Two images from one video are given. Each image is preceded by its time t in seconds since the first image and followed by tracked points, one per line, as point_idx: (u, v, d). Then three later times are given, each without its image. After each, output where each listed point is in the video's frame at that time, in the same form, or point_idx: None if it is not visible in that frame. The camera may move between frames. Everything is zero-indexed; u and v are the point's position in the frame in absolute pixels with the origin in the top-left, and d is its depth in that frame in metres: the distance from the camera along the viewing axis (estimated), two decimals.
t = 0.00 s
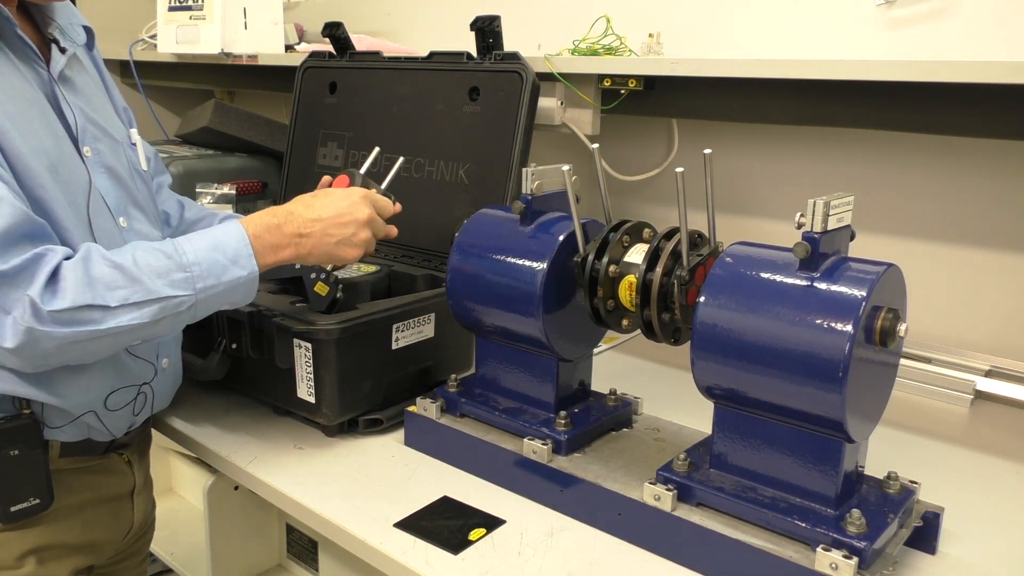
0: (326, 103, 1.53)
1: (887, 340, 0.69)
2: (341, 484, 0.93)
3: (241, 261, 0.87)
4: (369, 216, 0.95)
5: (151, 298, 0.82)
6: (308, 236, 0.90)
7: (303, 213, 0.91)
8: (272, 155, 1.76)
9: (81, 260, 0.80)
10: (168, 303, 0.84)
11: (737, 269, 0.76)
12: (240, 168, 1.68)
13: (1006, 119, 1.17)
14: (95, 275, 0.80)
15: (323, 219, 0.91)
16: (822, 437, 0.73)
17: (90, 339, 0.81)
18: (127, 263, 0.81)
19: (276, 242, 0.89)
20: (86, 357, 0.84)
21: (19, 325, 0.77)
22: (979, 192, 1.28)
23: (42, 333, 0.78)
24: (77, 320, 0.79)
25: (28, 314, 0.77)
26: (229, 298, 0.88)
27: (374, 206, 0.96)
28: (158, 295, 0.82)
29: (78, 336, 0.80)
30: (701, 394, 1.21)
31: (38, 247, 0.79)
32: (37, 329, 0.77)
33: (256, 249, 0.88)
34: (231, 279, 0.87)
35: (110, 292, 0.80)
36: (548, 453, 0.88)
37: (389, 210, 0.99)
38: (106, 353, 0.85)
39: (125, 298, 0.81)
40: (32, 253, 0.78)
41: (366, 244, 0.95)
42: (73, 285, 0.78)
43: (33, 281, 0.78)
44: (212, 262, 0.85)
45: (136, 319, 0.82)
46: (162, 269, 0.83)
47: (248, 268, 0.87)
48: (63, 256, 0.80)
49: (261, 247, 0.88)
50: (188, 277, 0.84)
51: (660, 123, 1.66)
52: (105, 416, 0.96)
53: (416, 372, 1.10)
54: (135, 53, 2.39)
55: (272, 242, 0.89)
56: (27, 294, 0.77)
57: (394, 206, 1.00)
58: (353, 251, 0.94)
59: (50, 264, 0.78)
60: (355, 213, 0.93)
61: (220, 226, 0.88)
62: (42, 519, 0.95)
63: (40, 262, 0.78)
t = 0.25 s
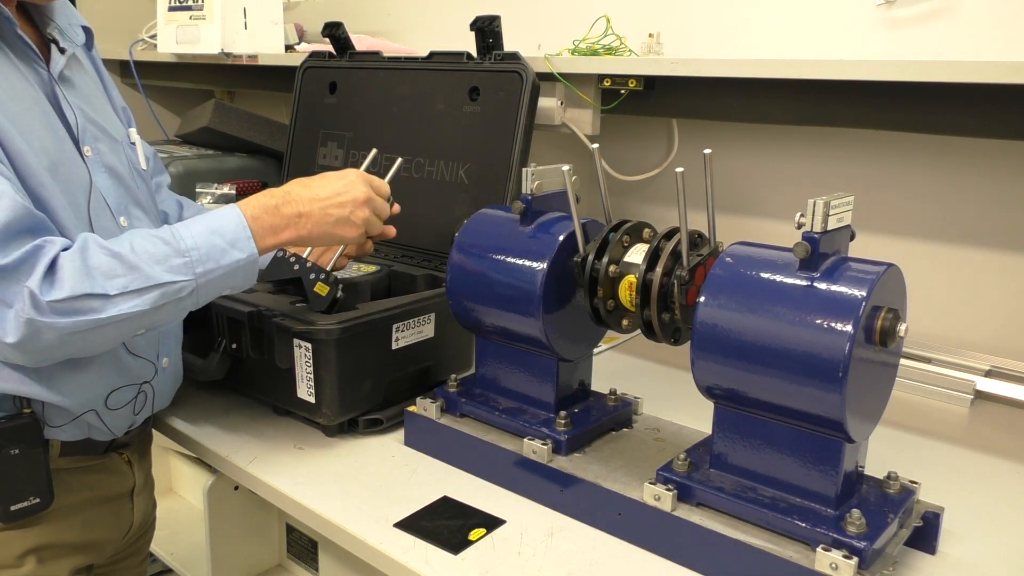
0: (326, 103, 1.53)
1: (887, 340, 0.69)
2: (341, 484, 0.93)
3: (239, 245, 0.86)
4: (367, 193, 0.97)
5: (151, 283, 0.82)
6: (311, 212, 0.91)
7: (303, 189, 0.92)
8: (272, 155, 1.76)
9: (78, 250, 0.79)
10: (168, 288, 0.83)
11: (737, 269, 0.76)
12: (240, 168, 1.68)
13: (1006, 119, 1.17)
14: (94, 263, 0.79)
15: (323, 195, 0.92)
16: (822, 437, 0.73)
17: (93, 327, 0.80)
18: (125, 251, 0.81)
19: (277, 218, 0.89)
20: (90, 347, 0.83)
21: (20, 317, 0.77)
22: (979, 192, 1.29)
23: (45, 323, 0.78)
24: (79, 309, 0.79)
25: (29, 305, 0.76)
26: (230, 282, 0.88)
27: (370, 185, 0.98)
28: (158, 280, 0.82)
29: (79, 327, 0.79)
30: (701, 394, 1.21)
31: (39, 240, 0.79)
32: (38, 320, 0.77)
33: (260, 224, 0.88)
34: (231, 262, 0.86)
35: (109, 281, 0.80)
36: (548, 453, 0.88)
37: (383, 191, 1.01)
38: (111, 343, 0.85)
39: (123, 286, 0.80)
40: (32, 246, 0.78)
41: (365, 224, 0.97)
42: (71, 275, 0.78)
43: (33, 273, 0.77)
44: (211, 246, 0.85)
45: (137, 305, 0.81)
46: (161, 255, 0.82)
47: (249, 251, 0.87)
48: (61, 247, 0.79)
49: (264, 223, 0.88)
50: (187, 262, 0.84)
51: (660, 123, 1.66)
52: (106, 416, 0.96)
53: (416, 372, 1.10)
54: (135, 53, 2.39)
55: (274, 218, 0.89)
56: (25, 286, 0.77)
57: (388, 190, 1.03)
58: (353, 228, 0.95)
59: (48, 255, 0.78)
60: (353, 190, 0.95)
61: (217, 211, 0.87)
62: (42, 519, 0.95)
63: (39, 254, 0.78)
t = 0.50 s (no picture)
0: (326, 103, 1.53)
1: (887, 340, 0.69)
2: (340, 484, 0.93)
3: (194, 298, 0.88)
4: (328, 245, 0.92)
5: (103, 332, 0.83)
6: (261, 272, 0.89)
7: (259, 249, 0.90)
8: (272, 155, 1.76)
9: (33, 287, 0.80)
10: (117, 336, 0.84)
11: (737, 269, 0.76)
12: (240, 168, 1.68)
13: (1006, 119, 1.17)
14: (47, 306, 0.80)
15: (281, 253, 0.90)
16: (822, 437, 0.73)
17: (36, 369, 0.81)
18: (80, 295, 0.82)
19: (229, 276, 0.89)
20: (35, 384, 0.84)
21: None
22: (979, 191, 1.29)
23: None
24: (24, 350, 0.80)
25: None
26: (178, 331, 0.89)
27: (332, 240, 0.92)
28: (110, 329, 0.83)
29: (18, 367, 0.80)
30: (701, 394, 1.21)
31: None
32: None
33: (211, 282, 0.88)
34: (184, 314, 0.87)
35: (59, 324, 0.81)
36: (548, 453, 0.88)
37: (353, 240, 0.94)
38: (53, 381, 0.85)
39: (72, 331, 0.81)
40: None
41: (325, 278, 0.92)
42: (24, 315, 0.78)
43: None
44: (166, 298, 0.86)
45: (84, 351, 0.83)
46: (116, 303, 0.83)
47: (200, 305, 0.88)
48: (17, 283, 0.79)
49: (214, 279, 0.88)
50: (140, 311, 0.85)
51: (660, 123, 1.66)
52: (104, 416, 0.96)
53: (416, 372, 1.10)
54: (135, 53, 2.39)
55: (226, 276, 0.89)
56: None
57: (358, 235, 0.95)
58: (307, 284, 0.91)
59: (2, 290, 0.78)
60: (312, 246, 0.91)
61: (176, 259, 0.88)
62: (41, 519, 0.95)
63: None
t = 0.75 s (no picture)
0: (326, 103, 1.53)
1: (887, 340, 0.69)
2: (340, 484, 0.93)
3: (216, 314, 0.91)
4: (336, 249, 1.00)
5: (131, 339, 0.86)
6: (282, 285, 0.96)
7: (276, 266, 0.96)
8: (272, 155, 1.76)
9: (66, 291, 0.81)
10: (142, 344, 0.87)
11: (737, 269, 0.76)
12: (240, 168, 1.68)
13: (1006, 120, 1.17)
14: (82, 310, 0.82)
15: (297, 265, 0.97)
16: (822, 437, 0.73)
17: (57, 371, 0.83)
18: (115, 303, 0.85)
19: (253, 295, 0.94)
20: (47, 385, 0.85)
21: None
22: (979, 192, 1.29)
23: (20, 361, 0.79)
24: (53, 350, 0.81)
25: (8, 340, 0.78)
26: (194, 344, 0.92)
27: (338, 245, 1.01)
28: (137, 337, 0.86)
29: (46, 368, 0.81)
30: (701, 394, 1.21)
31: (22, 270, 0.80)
32: (17, 356, 0.78)
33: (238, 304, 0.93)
34: (206, 329, 0.91)
35: (92, 329, 0.83)
36: (548, 453, 0.88)
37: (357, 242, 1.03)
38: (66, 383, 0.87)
39: (103, 336, 0.84)
40: (15, 276, 0.79)
41: (340, 281, 1.00)
42: (61, 318, 0.80)
43: (16, 307, 0.78)
44: (191, 311, 0.89)
45: (109, 356, 0.85)
46: (146, 314, 0.87)
47: (221, 320, 0.92)
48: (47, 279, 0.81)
49: (241, 298, 0.93)
50: (167, 322, 0.88)
51: (660, 123, 1.66)
52: (98, 417, 0.96)
53: (416, 372, 1.10)
54: (134, 53, 2.39)
55: (252, 295, 0.94)
56: (9, 318, 0.78)
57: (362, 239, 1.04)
58: (327, 288, 0.98)
59: (34, 288, 0.79)
60: (323, 252, 0.99)
61: (201, 275, 0.92)
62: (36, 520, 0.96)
63: (23, 285, 0.79)
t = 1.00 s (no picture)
0: (326, 103, 1.53)
1: (887, 340, 0.69)
2: (340, 484, 0.93)
3: (220, 308, 0.91)
4: (336, 243, 1.00)
5: (137, 335, 0.85)
6: (282, 278, 0.96)
7: (277, 260, 0.97)
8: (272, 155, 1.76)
9: (71, 288, 0.82)
10: (147, 340, 0.87)
11: (737, 269, 0.76)
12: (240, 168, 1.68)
13: (1006, 120, 1.17)
14: (88, 307, 0.82)
15: (297, 259, 0.97)
16: (822, 437, 0.73)
17: (64, 367, 0.83)
18: (119, 298, 0.85)
19: (254, 287, 0.94)
20: (54, 383, 0.85)
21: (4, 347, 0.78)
22: (979, 192, 1.28)
23: (28, 358, 0.79)
24: (60, 347, 0.81)
25: (15, 338, 0.78)
26: (198, 339, 0.92)
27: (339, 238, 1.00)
28: (143, 332, 0.86)
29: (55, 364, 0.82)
30: (701, 394, 1.21)
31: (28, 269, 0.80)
32: (25, 353, 0.79)
33: (239, 296, 0.93)
34: (210, 324, 0.91)
35: (99, 325, 0.83)
36: (548, 453, 0.88)
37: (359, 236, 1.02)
38: (72, 381, 0.87)
39: (109, 332, 0.84)
40: (20, 275, 0.78)
41: (341, 274, 1.00)
42: (67, 315, 0.80)
43: (22, 304, 0.78)
44: (196, 307, 0.89)
45: (116, 352, 0.85)
46: (150, 308, 0.87)
47: (224, 314, 0.92)
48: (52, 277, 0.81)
49: (242, 291, 0.93)
50: (171, 317, 0.88)
51: (660, 123, 1.66)
52: (96, 417, 0.97)
53: (416, 372, 1.10)
54: (134, 53, 2.39)
55: (253, 287, 0.94)
56: (16, 317, 0.78)
57: (364, 233, 1.03)
58: (326, 281, 0.98)
59: (40, 287, 0.79)
60: (324, 246, 0.99)
61: (203, 271, 0.92)
62: (35, 519, 0.95)
63: (28, 284, 0.79)
